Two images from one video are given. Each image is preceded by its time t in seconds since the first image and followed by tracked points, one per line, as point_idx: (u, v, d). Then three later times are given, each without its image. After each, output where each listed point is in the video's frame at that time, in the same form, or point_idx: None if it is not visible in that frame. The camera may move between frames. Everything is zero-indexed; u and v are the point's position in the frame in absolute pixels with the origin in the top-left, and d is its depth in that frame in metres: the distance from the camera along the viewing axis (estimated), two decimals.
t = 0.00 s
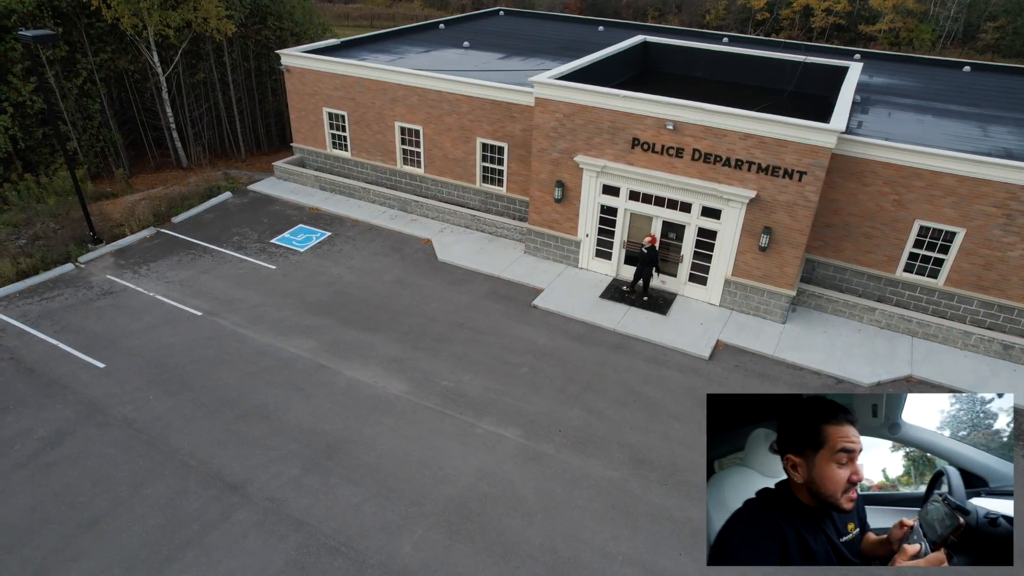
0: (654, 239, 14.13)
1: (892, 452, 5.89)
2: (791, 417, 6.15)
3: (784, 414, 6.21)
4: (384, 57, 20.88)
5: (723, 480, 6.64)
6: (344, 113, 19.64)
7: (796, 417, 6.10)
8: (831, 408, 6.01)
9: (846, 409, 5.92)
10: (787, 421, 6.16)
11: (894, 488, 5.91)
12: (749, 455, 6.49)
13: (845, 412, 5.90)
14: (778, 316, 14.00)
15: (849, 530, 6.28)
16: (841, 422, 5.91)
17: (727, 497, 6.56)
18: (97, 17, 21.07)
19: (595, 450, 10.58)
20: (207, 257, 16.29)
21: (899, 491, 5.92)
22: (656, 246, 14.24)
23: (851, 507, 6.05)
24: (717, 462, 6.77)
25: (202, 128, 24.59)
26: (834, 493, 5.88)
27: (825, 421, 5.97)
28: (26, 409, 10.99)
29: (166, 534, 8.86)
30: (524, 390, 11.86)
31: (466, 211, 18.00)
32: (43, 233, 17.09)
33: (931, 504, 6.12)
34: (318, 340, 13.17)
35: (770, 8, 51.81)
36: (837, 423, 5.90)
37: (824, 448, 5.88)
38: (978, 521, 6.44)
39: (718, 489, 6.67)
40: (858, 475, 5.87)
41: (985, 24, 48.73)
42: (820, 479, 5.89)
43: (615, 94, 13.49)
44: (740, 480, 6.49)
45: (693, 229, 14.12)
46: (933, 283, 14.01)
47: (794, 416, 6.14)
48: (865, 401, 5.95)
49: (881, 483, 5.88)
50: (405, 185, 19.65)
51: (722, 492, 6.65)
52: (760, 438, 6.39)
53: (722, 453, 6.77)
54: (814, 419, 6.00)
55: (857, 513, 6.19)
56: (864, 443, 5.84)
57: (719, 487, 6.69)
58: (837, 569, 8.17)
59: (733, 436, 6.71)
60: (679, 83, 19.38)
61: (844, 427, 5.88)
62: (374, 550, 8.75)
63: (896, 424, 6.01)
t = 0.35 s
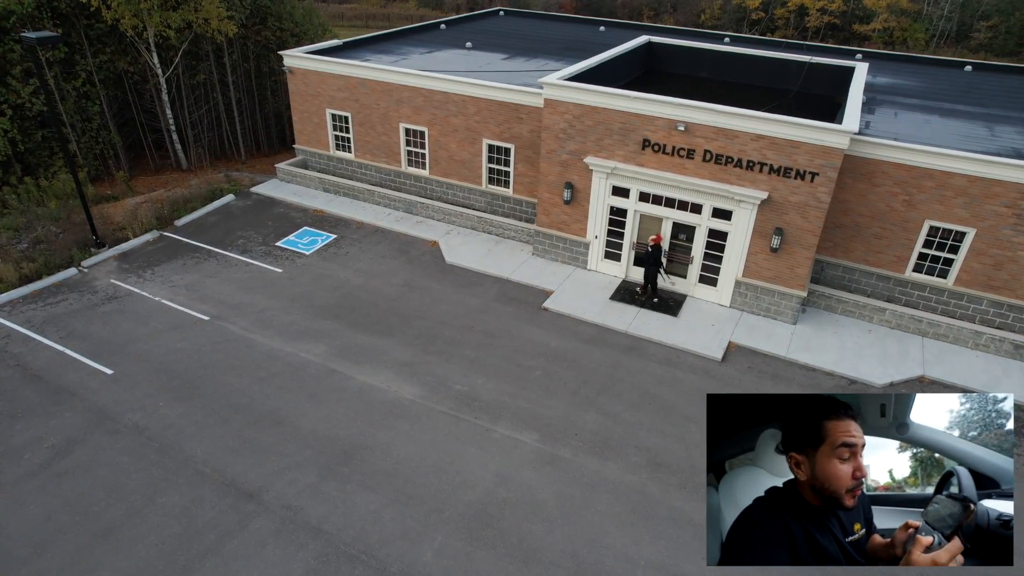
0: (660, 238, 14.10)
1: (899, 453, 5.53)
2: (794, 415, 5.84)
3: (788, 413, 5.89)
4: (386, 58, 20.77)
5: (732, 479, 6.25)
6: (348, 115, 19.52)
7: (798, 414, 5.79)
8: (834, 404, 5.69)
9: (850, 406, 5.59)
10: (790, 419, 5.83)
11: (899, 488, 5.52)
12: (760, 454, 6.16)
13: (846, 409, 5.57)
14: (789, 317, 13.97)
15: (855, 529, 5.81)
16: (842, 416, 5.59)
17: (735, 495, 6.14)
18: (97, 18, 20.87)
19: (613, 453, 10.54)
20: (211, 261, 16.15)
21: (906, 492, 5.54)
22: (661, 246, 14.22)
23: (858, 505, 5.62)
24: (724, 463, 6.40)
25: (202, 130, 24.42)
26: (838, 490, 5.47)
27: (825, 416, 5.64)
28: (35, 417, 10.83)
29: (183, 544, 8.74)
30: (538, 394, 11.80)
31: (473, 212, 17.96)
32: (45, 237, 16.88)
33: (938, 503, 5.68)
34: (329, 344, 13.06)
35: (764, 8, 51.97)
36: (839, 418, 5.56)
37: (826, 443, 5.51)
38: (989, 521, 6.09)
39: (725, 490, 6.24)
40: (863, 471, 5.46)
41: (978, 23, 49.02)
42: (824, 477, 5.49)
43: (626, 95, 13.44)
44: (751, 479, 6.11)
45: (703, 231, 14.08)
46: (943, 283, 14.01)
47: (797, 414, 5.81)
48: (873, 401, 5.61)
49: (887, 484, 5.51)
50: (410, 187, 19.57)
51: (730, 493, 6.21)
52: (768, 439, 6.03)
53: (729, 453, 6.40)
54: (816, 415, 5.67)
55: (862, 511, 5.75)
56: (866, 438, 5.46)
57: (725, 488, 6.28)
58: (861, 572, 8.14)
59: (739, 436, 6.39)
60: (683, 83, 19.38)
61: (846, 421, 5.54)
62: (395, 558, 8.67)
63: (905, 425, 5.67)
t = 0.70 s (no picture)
0: (661, 238, 14.13)
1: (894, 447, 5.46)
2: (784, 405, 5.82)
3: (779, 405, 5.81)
4: (385, 59, 20.67)
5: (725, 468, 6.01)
6: (348, 117, 19.38)
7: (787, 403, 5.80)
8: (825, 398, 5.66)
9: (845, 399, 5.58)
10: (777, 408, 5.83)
11: (895, 483, 5.42)
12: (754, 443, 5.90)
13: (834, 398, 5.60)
14: (797, 317, 13.98)
15: (850, 522, 5.63)
16: (829, 407, 5.57)
17: (728, 486, 5.90)
18: (90, 19, 20.55)
19: (629, 457, 10.49)
20: (212, 265, 15.93)
21: (901, 487, 5.43)
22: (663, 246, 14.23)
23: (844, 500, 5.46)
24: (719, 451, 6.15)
25: (197, 133, 24.14)
26: (821, 480, 5.38)
27: (813, 407, 5.65)
28: (40, 429, 10.60)
29: (199, 556, 8.58)
30: (550, 398, 11.75)
31: (476, 215, 17.95)
32: (41, 243, 16.56)
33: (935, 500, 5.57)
34: (337, 349, 12.92)
35: (753, 8, 52.20)
36: (825, 407, 5.57)
37: (810, 432, 5.50)
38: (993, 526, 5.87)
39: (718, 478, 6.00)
40: (847, 463, 5.34)
41: (964, 22, 49.49)
42: (805, 465, 5.41)
43: (633, 97, 13.41)
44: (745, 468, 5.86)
45: (711, 232, 14.07)
46: (949, 282, 14.07)
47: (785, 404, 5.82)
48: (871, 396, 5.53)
49: (883, 478, 5.39)
50: (411, 190, 19.47)
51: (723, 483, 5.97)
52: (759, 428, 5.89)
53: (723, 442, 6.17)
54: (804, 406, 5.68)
55: (857, 505, 5.59)
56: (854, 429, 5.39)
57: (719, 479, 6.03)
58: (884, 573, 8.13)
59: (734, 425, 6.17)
60: (684, 83, 19.42)
61: (834, 411, 5.52)
62: (416, 567, 8.58)
63: (902, 418, 5.60)
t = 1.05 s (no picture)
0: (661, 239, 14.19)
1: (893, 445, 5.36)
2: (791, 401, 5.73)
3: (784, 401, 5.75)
4: (385, 60, 20.54)
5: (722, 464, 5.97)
6: (349, 119, 19.24)
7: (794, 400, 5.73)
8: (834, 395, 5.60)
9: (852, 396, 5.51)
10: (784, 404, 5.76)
11: (891, 481, 5.44)
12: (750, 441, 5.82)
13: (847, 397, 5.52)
14: (805, 317, 14.01)
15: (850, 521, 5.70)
16: (843, 405, 5.49)
17: (725, 482, 5.91)
18: (84, 21, 20.25)
19: (645, 460, 10.46)
20: (214, 269, 15.72)
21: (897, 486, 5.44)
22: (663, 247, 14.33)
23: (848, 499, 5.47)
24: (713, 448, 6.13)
25: (193, 135, 23.89)
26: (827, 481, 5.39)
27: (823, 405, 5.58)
28: (47, 440, 10.40)
29: (216, 568, 8.44)
30: (563, 401, 11.71)
31: (480, 217, 17.95)
32: (39, 249, 16.28)
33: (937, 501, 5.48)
34: (345, 354, 12.79)
35: (743, 7, 52.36)
36: (837, 406, 5.49)
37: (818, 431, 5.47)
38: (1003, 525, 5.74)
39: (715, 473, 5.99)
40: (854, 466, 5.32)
41: (951, 20, 49.84)
42: (815, 465, 5.40)
43: (641, 97, 13.39)
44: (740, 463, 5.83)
45: (719, 232, 14.08)
46: (954, 280, 14.12)
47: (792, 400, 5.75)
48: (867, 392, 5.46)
49: (880, 477, 5.42)
50: (413, 192, 19.37)
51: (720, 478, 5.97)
52: (760, 423, 5.81)
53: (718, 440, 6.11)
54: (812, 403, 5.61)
55: (858, 503, 5.63)
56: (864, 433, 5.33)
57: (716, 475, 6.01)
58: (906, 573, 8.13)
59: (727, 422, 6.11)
60: (685, 83, 19.43)
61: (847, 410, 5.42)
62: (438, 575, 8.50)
63: (903, 417, 5.44)
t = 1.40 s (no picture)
0: (664, 241, 14.25)
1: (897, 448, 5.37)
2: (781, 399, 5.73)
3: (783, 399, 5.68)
4: (385, 62, 20.45)
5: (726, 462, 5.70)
6: (350, 121, 19.11)
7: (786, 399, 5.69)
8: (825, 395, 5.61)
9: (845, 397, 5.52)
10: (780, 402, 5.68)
11: (897, 484, 5.32)
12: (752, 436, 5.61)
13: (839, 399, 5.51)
14: (815, 316, 14.03)
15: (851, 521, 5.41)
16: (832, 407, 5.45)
17: (732, 481, 5.56)
18: (78, 23, 19.95)
19: (663, 463, 10.42)
20: (218, 274, 15.52)
21: (903, 488, 5.34)
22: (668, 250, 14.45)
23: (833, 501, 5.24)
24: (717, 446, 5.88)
25: (189, 139, 23.64)
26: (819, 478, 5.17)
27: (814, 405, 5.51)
28: (56, 451, 10.19)
29: None
30: (578, 404, 11.66)
31: (485, 218, 17.89)
32: (37, 256, 15.98)
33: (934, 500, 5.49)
34: (355, 359, 12.65)
35: (733, 6, 52.58)
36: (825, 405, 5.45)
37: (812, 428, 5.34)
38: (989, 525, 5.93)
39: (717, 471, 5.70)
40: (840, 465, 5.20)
41: (938, 20, 50.33)
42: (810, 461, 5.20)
43: (650, 98, 13.38)
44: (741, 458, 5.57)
45: (728, 233, 14.11)
46: (960, 278, 14.21)
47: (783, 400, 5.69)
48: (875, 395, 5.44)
49: (885, 479, 5.27)
50: (415, 194, 19.28)
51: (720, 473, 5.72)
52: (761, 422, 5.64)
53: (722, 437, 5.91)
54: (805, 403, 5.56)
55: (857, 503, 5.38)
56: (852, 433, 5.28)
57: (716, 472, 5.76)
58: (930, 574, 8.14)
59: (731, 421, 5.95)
60: (687, 84, 19.50)
61: (835, 411, 5.39)
62: None
63: (907, 419, 5.44)
